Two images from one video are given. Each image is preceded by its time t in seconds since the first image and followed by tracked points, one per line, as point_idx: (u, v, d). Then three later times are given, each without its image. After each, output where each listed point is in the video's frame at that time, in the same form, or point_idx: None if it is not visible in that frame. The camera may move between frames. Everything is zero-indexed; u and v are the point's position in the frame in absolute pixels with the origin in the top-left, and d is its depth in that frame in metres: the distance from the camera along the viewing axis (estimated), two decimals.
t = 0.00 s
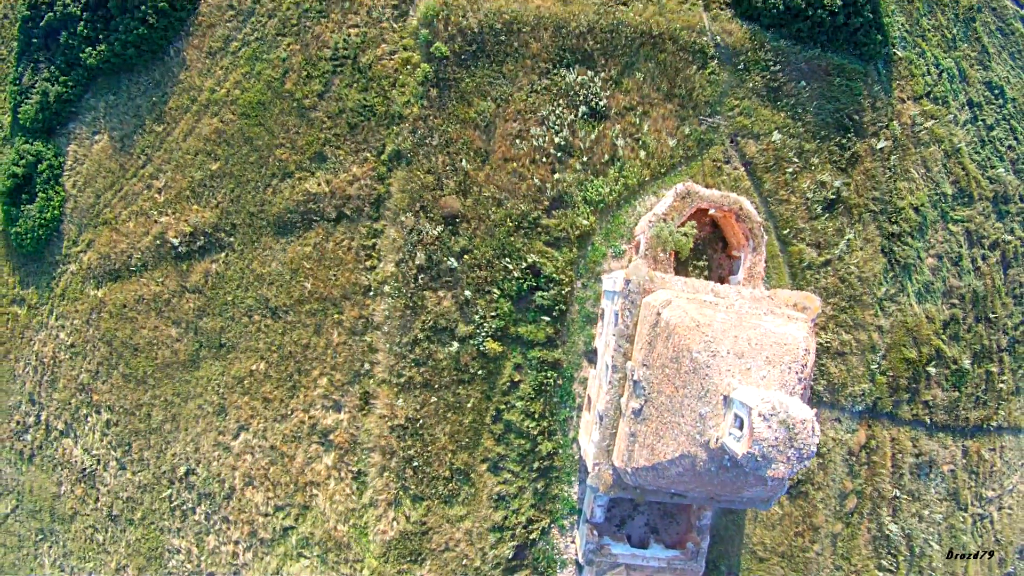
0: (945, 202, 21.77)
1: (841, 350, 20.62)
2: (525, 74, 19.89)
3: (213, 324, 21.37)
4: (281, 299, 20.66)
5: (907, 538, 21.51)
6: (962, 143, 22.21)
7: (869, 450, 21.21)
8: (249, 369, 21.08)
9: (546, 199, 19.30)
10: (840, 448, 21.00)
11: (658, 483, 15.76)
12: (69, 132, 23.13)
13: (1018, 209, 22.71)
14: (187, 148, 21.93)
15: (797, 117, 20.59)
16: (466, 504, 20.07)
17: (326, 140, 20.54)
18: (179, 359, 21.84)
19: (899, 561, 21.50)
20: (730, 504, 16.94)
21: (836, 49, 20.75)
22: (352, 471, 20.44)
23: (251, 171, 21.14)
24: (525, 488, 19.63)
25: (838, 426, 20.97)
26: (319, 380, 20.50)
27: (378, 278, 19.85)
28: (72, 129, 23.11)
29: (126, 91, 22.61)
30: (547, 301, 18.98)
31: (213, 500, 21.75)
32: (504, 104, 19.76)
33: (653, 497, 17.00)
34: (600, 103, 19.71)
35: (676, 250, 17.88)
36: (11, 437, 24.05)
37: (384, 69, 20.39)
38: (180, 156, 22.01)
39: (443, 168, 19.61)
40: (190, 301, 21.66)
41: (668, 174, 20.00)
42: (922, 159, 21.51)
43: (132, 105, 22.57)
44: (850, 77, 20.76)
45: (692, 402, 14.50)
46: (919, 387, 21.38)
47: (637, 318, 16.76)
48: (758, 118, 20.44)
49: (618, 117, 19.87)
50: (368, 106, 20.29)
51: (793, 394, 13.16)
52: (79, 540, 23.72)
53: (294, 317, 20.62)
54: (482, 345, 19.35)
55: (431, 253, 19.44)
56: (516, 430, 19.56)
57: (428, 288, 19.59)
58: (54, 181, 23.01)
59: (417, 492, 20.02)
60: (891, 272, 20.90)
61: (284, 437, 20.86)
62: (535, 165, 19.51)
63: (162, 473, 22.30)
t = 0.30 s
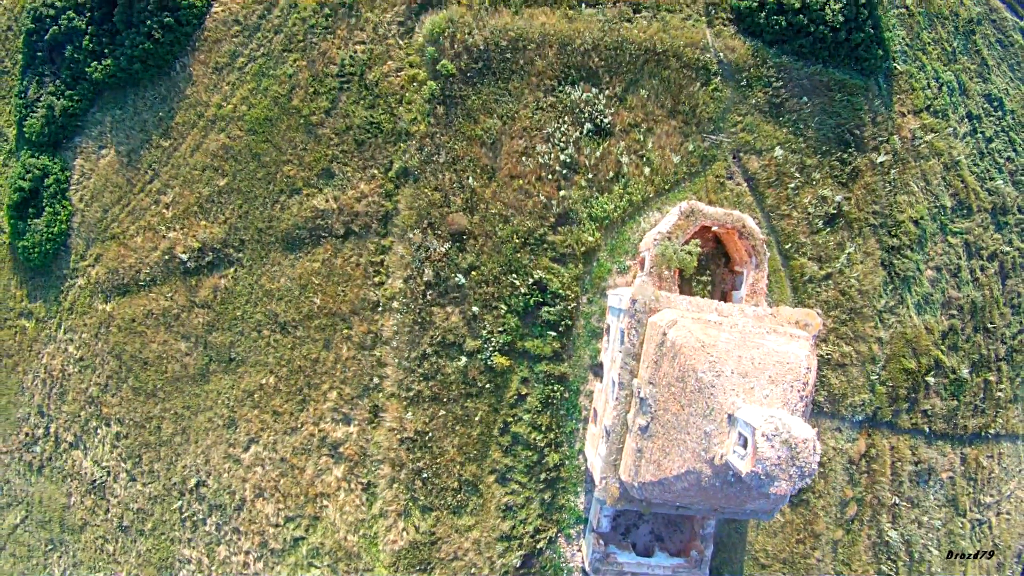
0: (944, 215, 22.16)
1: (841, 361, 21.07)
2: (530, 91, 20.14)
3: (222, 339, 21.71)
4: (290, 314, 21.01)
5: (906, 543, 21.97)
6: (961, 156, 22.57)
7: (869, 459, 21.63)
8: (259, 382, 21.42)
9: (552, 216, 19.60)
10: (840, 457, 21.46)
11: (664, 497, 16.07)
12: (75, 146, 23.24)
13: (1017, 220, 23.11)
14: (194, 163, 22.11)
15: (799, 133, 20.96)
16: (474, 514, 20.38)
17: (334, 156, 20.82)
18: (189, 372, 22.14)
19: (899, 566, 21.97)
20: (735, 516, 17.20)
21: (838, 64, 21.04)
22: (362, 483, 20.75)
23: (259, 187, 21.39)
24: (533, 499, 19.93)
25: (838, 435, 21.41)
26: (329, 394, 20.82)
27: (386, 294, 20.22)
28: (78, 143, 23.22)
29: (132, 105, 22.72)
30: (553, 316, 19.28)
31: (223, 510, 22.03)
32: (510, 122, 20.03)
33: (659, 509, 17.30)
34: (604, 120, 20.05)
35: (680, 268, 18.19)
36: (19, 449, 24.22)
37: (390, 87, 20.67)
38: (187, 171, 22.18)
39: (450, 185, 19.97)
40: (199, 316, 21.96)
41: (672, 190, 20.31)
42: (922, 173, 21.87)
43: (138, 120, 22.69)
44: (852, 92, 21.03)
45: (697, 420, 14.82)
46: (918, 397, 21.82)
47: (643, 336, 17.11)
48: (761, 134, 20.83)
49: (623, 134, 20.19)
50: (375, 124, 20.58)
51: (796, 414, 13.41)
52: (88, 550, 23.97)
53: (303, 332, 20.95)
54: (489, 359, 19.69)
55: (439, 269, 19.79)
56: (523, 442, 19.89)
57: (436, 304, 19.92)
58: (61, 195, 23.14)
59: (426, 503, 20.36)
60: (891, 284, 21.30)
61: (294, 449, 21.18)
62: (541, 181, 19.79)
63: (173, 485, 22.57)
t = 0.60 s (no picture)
0: (943, 225, 22.51)
1: (840, 370, 21.50)
2: (536, 104, 20.38)
3: (231, 347, 22.01)
4: (298, 324, 21.28)
5: (904, 547, 22.40)
6: (960, 166, 22.91)
7: (868, 465, 22.04)
8: (268, 391, 21.71)
9: (557, 227, 19.88)
10: (840, 464, 21.85)
11: (668, 507, 16.43)
12: (82, 154, 23.38)
13: (1015, 230, 23.45)
14: (202, 173, 22.32)
15: (801, 145, 21.30)
16: (480, 520, 20.66)
17: (341, 168, 21.07)
18: (198, 380, 22.46)
19: (897, 570, 22.36)
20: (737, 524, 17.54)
21: (840, 77, 21.30)
22: (370, 489, 21.06)
23: (267, 197, 21.62)
24: (538, 505, 20.19)
25: (837, 442, 21.81)
26: (337, 402, 21.14)
27: (394, 303, 20.51)
28: (85, 152, 23.37)
29: (139, 115, 22.88)
30: (559, 325, 19.58)
31: (232, 516, 22.31)
32: (516, 134, 20.26)
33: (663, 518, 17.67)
34: (609, 133, 20.29)
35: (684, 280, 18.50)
36: (27, 455, 24.45)
37: (397, 98, 20.89)
38: (195, 181, 22.40)
39: (457, 197, 20.23)
40: (208, 325, 22.26)
41: (676, 202, 20.67)
42: (921, 184, 22.20)
43: (145, 129, 22.85)
44: (852, 104, 21.33)
45: (701, 432, 15.18)
46: (917, 405, 22.20)
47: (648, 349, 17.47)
48: (763, 146, 21.15)
49: (627, 146, 20.47)
50: (382, 135, 20.80)
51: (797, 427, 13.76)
52: (96, 555, 24.22)
53: (311, 341, 21.23)
54: (495, 368, 19.96)
55: (446, 280, 20.07)
56: (528, 447, 20.07)
57: (443, 313, 20.22)
58: (68, 204, 23.29)
59: (433, 510, 20.64)
60: (890, 294, 21.69)
61: (303, 456, 21.47)
62: (547, 194, 20.05)
63: (181, 491, 22.85)
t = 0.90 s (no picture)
0: (941, 248, 22.83)
1: (840, 394, 21.73)
2: (540, 132, 20.64)
3: (239, 372, 22.25)
4: (305, 349, 21.59)
5: (905, 568, 22.61)
6: (958, 190, 23.25)
7: (868, 487, 22.29)
8: (275, 415, 21.94)
9: (562, 255, 20.15)
10: (840, 486, 22.08)
11: (672, 530, 16.78)
12: (89, 176, 23.55)
13: (1012, 251, 23.80)
14: (210, 198, 22.53)
15: (801, 171, 21.58)
16: (485, 543, 20.74)
17: (348, 195, 21.38)
18: (205, 404, 22.65)
19: None
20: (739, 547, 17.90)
21: (840, 103, 21.60)
22: (375, 513, 21.21)
23: (275, 223, 21.89)
24: (542, 529, 20.33)
25: (838, 465, 22.04)
26: (344, 427, 21.39)
27: (401, 330, 20.80)
28: (92, 175, 23.54)
29: (146, 138, 23.08)
30: (563, 352, 19.85)
31: (238, 539, 22.46)
32: (521, 162, 20.53)
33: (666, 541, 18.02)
34: (612, 161, 20.59)
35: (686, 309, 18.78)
36: (32, 474, 24.57)
37: (403, 126, 21.18)
38: (202, 206, 22.61)
39: (463, 225, 20.50)
40: (216, 349, 22.48)
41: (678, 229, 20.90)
42: (920, 208, 22.52)
43: (152, 153, 23.05)
44: (851, 130, 21.64)
45: (704, 458, 15.56)
46: (916, 426, 22.48)
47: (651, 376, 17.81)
48: (763, 173, 21.44)
49: (630, 173, 20.75)
50: (389, 163, 21.13)
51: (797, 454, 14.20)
52: None
53: (318, 366, 21.54)
54: (501, 394, 20.22)
55: (452, 307, 20.35)
56: (533, 473, 20.30)
57: (449, 340, 20.47)
58: (75, 226, 23.46)
59: (438, 534, 20.81)
60: (889, 317, 21.99)
61: (309, 480, 21.68)
62: (552, 221, 20.31)
63: (187, 513, 22.99)
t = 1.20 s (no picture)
0: (942, 305, 22.95)
1: (842, 455, 21.65)
2: (544, 195, 20.80)
3: (239, 428, 22.18)
4: (307, 408, 21.59)
5: None
6: (958, 246, 23.40)
7: (871, 549, 22.10)
8: (275, 474, 21.88)
9: (565, 319, 20.23)
10: (844, 548, 21.80)
11: None
12: (95, 223, 23.60)
13: (1012, 304, 23.92)
14: (215, 252, 22.59)
15: (802, 233, 21.73)
16: None
17: (352, 255, 21.50)
18: (204, 459, 22.53)
19: None
20: None
21: (840, 161, 21.73)
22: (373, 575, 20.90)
23: (279, 281, 21.98)
24: None
25: (840, 527, 21.83)
26: (344, 488, 21.31)
27: (403, 391, 20.87)
28: (98, 221, 23.58)
29: (154, 188, 23.18)
30: (565, 417, 19.90)
31: None
32: (525, 225, 20.69)
33: None
34: (615, 225, 20.74)
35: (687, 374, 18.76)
36: (27, 519, 24.35)
37: (408, 185, 21.33)
38: (207, 259, 22.66)
39: (466, 287, 20.63)
40: (217, 405, 22.43)
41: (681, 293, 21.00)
42: (920, 265, 22.65)
43: (159, 203, 23.16)
44: (852, 189, 21.81)
45: (707, 524, 15.38)
46: (918, 485, 22.41)
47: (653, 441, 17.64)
48: (765, 235, 21.58)
49: (633, 236, 20.88)
50: (393, 223, 21.28)
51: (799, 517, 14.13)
52: None
53: (319, 426, 21.52)
54: (502, 459, 20.20)
55: (455, 369, 20.37)
56: (535, 538, 20.16)
57: (451, 403, 20.47)
58: (80, 271, 23.46)
59: None
60: (890, 377, 22.04)
61: (308, 539, 21.49)
62: (554, 285, 20.42)
63: (183, 568, 22.73)
